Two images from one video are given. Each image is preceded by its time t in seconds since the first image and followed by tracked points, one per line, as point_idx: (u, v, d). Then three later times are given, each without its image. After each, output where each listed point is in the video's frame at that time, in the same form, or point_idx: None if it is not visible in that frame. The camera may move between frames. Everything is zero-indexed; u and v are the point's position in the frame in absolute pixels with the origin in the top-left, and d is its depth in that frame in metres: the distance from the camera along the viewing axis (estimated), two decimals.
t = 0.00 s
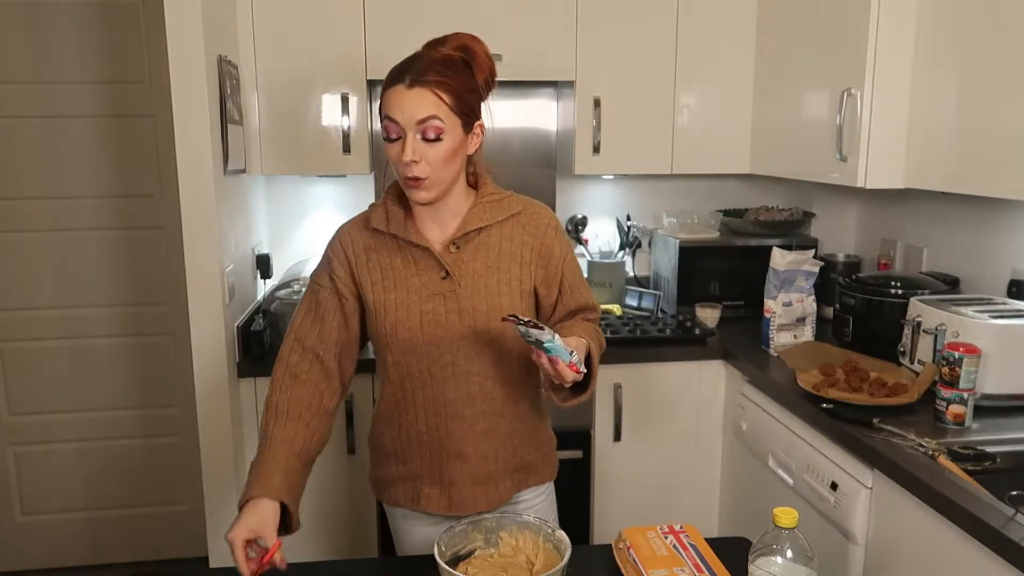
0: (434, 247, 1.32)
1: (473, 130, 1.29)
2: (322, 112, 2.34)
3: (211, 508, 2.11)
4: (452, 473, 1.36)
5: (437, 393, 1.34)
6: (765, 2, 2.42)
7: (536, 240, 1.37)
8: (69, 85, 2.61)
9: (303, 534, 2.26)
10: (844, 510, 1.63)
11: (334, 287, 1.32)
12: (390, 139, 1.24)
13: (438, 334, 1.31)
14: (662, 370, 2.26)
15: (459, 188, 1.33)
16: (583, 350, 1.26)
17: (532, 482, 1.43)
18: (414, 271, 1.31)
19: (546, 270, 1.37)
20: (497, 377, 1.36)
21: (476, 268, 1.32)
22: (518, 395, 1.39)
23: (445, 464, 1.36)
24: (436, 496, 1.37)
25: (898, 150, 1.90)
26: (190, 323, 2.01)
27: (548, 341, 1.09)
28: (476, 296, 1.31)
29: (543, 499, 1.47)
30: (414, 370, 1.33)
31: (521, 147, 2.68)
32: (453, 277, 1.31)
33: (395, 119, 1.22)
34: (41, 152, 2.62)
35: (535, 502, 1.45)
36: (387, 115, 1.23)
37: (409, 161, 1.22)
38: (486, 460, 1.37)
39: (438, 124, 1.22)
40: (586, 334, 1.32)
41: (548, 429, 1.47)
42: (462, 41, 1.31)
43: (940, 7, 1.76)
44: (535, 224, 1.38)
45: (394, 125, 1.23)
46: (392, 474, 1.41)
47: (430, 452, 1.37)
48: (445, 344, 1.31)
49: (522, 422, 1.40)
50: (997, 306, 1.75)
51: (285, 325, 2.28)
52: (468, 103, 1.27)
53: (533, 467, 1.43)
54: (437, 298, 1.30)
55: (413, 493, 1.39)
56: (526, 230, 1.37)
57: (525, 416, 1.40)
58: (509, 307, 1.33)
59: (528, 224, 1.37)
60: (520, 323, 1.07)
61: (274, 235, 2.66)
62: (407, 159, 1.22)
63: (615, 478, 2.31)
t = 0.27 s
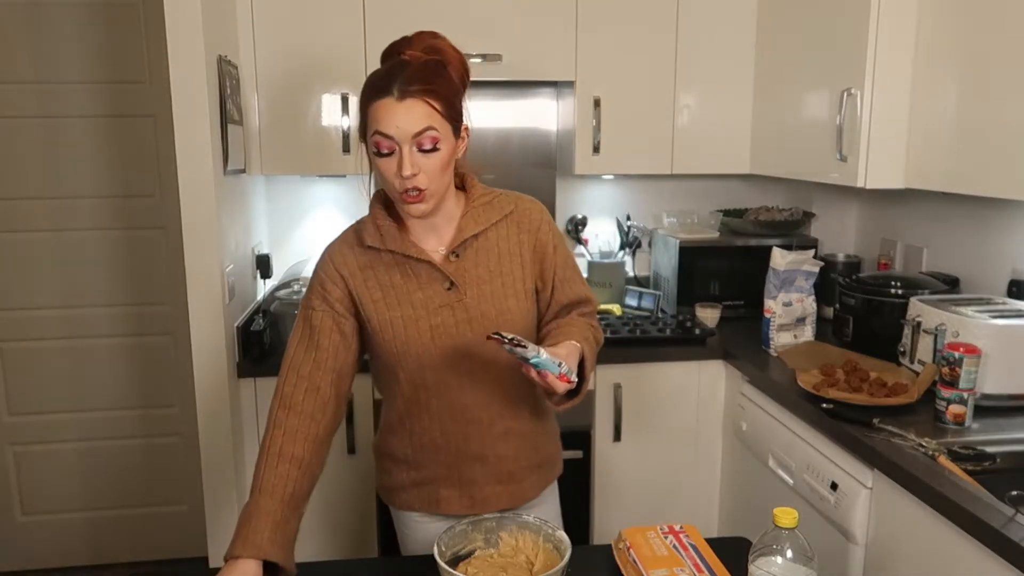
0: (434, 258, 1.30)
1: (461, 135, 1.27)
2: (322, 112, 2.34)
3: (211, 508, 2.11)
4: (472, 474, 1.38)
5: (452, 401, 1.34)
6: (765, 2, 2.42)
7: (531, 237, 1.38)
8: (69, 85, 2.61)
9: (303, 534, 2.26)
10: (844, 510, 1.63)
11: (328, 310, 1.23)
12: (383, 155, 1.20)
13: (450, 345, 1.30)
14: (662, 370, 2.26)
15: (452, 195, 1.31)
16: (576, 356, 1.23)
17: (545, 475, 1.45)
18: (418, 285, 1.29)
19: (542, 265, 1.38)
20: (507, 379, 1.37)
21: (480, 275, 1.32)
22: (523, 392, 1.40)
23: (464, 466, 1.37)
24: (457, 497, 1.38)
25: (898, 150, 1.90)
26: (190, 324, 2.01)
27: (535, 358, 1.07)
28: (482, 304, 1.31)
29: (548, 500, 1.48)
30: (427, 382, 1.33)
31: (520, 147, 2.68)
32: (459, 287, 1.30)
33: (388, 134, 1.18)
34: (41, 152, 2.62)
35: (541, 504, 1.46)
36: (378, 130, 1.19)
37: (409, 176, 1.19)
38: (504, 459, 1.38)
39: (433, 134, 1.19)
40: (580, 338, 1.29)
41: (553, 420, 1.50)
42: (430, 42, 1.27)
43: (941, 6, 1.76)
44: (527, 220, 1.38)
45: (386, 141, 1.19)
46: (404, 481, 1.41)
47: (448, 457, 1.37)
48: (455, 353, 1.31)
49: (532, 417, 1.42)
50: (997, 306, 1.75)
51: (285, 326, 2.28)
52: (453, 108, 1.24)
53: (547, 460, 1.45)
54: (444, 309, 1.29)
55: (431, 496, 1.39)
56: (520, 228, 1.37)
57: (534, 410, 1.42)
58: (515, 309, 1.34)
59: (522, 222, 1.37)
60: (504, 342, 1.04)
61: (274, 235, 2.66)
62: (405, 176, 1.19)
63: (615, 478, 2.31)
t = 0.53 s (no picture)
0: (432, 261, 1.30)
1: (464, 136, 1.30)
2: (322, 112, 2.34)
3: (211, 508, 2.11)
4: (473, 476, 1.38)
5: (452, 403, 1.35)
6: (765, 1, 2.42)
7: (529, 238, 1.37)
8: (69, 85, 2.61)
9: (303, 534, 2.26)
10: (844, 510, 1.63)
11: (325, 315, 1.23)
12: (398, 160, 1.21)
13: (450, 349, 1.30)
14: (662, 370, 2.26)
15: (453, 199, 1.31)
16: (576, 370, 1.22)
17: (547, 476, 1.45)
18: (416, 288, 1.29)
19: (541, 268, 1.38)
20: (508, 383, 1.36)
21: (478, 277, 1.32)
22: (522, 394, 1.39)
23: (465, 468, 1.38)
24: (458, 499, 1.38)
25: (898, 149, 1.90)
26: (190, 323, 2.01)
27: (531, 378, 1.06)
28: (481, 306, 1.31)
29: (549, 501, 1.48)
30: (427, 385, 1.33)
31: (521, 147, 2.68)
32: (457, 290, 1.30)
33: (406, 139, 1.20)
34: (41, 152, 2.62)
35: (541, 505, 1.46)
36: (393, 135, 1.20)
37: (428, 181, 1.20)
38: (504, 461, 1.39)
39: (450, 138, 1.22)
40: (580, 349, 1.27)
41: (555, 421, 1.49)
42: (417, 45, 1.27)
43: (940, 6, 1.76)
44: (525, 222, 1.38)
45: (404, 146, 1.20)
46: (405, 482, 1.41)
47: (448, 459, 1.37)
48: (456, 356, 1.31)
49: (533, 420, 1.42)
50: (997, 306, 1.75)
51: (285, 325, 2.28)
52: (459, 109, 1.27)
53: (548, 461, 1.45)
54: (444, 312, 1.29)
55: (432, 498, 1.39)
56: (518, 229, 1.37)
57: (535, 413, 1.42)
58: (514, 311, 1.34)
59: (519, 224, 1.37)
60: (499, 363, 1.01)
61: (274, 235, 2.66)
62: (427, 179, 1.20)
63: (615, 478, 2.31)
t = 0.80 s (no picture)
0: (437, 256, 1.31)
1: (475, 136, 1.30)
2: (323, 112, 2.34)
3: (211, 508, 2.11)
4: (471, 477, 1.38)
5: (452, 399, 1.35)
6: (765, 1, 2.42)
7: (533, 237, 1.37)
8: (69, 85, 2.61)
9: (304, 535, 2.26)
10: (844, 510, 1.63)
11: (336, 306, 1.28)
12: (409, 161, 1.22)
13: (451, 343, 1.31)
14: (663, 370, 2.26)
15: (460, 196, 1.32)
16: (581, 385, 1.22)
17: (545, 480, 1.44)
18: (419, 282, 1.30)
19: (546, 268, 1.38)
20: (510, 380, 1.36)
21: (481, 273, 1.32)
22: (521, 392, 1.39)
23: (463, 468, 1.37)
24: (456, 501, 1.38)
25: (898, 149, 1.90)
26: (190, 324, 2.01)
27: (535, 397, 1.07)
28: (484, 302, 1.31)
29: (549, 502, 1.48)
30: (427, 379, 1.33)
31: (521, 147, 2.68)
32: (460, 285, 1.30)
33: (417, 140, 1.21)
34: (41, 152, 2.62)
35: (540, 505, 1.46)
36: (405, 136, 1.21)
37: (438, 182, 1.22)
38: (502, 463, 1.39)
39: (461, 142, 1.23)
40: (587, 362, 1.27)
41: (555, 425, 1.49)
42: (431, 40, 1.26)
43: (941, 6, 1.76)
44: (530, 221, 1.38)
45: (415, 147, 1.21)
46: (403, 483, 1.40)
47: (446, 459, 1.37)
48: (457, 351, 1.32)
49: (532, 422, 1.41)
50: (997, 306, 1.75)
51: (285, 325, 2.28)
52: (473, 109, 1.27)
53: (547, 465, 1.44)
54: (446, 307, 1.30)
55: (429, 499, 1.39)
56: (523, 228, 1.37)
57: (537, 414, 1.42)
58: (516, 308, 1.34)
59: (524, 223, 1.37)
60: (497, 384, 1.03)
61: (274, 235, 2.66)
62: (436, 181, 1.22)
63: (615, 478, 2.31)
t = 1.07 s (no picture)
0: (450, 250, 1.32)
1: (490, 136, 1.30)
2: (323, 112, 2.34)
3: (210, 508, 2.11)
4: (476, 474, 1.37)
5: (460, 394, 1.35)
6: (765, 1, 2.42)
7: (547, 237, 1.37)
8: (69, 85, 2.61)
9: (303, 535, 2.26)
10: (844, 510, 1.63)
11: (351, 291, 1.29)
12: (423, 161, 1.23)
13: (462, 338, 1.32)
14: (662, 370, 2.26)
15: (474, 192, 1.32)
16: (592, 403, 1.18)
17: (550, 479, 1.44)
18: (432, 275, 1.31)
19: (559, 266, 1.37)
20: (520, 375, 1.37)
21: (493, 269, 1.32)
22: (527, 388, 1.38)
23: (470, 463, 1.37)
24: (461, 498, 1.37)
25: (898, 149, 1.90)
26: (190, 324, 2.01)
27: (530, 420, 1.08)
28: (495, 297, 1.32)
29: (551, 502, 1.47)
30: (437, 372, 1.34)
31: (521, 147, 2.68)
32: (472, 279, 1.31)
33: (430, 142, 1.21)
34: (41, 152, 2.62)
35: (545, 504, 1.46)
36: (418, 138, 1.22)
37: (450, 183, 1.22)
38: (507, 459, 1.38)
39: (474, 144, 1.23)
40: (601, 379, 1.23)
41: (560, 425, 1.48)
42: (452, 39, 1.26)
43: (941, 6, 1.76)
44: (544, 220, 1.38)
45: (429, 148, 1.22)
46: (408, 479, 1.40)
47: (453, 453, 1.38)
48: (468, 345, 1.32)
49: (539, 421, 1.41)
50: (997, 306, 1.75)
51: (285, 325, 2.28)
52: (488, 110, 1.27)
53: (552, 464, 1.44)
54: (457, 301, 1.31)
55: (435, 496, 1.38)
56: (536, 227, 1.37)
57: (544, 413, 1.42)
58: (527, 304, 1.34)
59: (538, 222, 1.37)
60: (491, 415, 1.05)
61: (274, 235, 2.66)
62: (448, 181, 1.22)
63: (615, 478, 2.31)
